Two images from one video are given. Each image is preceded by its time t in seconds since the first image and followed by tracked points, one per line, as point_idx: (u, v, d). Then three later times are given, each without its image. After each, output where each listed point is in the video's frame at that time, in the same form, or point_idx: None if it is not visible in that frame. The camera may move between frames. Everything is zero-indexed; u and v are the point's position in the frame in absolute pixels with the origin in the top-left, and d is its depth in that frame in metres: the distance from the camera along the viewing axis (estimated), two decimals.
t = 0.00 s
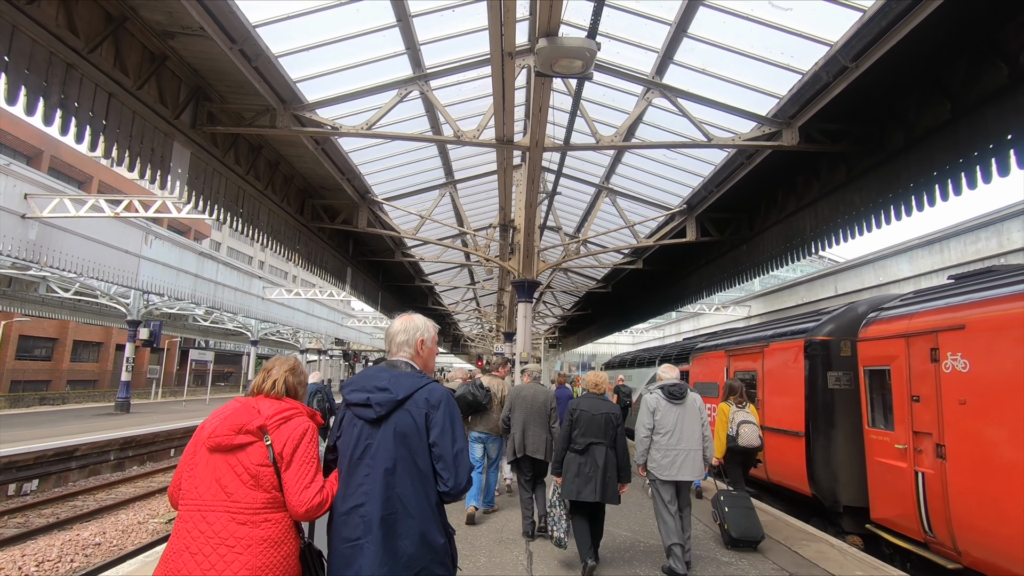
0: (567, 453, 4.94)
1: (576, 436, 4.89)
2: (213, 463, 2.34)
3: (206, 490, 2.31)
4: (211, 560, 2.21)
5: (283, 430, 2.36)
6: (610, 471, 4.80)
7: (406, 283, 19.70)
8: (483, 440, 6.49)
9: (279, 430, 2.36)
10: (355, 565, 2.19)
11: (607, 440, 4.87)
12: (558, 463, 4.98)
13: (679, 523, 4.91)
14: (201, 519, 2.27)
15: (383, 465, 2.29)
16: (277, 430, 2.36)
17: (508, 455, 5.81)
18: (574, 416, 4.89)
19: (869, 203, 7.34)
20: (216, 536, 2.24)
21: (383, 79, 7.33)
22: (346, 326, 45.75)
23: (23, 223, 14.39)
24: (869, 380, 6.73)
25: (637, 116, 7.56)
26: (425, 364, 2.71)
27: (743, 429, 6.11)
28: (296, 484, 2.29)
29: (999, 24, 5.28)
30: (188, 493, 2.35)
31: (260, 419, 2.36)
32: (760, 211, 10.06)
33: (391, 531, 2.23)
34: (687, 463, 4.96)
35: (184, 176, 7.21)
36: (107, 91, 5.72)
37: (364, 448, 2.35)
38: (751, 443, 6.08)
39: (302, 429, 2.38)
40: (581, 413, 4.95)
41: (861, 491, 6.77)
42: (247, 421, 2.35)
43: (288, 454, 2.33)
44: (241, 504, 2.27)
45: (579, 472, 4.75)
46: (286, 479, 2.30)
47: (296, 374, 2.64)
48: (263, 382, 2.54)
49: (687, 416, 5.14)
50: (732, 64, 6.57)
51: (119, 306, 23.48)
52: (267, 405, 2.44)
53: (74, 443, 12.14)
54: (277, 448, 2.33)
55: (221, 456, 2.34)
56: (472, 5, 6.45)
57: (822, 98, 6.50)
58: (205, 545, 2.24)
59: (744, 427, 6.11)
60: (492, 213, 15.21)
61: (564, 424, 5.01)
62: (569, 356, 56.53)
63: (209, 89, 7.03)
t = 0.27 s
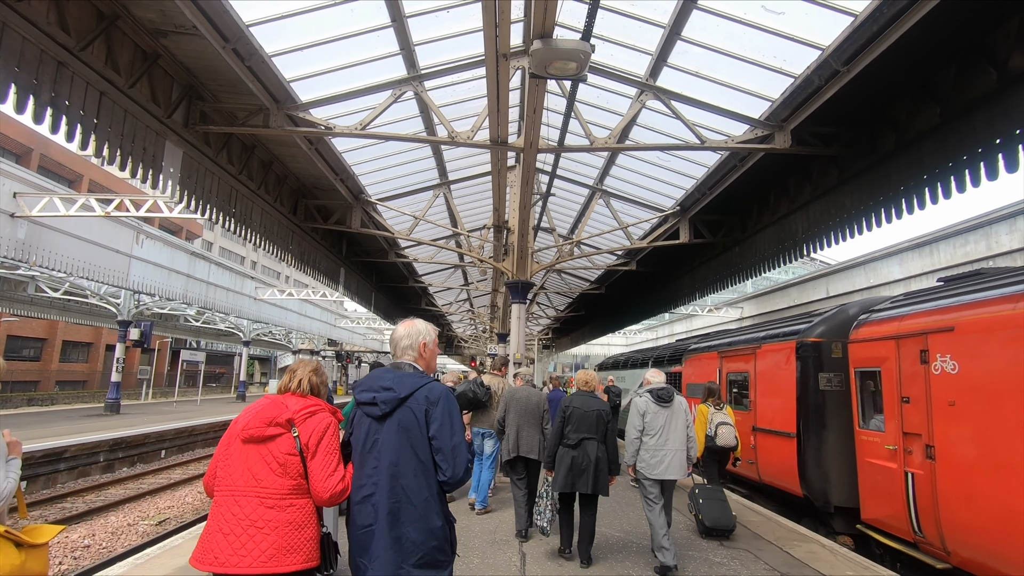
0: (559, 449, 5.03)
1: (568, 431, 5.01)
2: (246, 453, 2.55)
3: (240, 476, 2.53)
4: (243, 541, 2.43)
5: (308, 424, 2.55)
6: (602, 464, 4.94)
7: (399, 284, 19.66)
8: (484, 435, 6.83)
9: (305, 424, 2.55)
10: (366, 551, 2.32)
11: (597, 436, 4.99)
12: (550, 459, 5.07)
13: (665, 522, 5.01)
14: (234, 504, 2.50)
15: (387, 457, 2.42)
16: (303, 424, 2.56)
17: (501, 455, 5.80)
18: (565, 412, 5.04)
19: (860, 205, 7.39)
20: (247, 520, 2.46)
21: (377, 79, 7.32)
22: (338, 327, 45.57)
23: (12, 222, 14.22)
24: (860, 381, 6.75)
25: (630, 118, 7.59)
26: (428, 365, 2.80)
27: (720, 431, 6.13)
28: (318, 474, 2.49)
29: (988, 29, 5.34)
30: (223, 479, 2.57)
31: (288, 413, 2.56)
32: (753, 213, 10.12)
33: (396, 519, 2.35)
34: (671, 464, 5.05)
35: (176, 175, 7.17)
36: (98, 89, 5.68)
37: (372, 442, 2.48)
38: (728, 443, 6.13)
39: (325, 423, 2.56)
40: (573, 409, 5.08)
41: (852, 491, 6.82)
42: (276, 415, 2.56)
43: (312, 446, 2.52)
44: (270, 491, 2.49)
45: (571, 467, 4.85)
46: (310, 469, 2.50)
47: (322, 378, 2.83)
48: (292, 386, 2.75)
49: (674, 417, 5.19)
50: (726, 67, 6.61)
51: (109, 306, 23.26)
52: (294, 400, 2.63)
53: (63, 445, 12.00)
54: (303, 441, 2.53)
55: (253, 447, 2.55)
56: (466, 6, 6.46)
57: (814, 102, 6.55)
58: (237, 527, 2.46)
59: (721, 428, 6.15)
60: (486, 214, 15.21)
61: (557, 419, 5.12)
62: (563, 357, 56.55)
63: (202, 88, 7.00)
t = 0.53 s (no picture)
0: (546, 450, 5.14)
1: (554, 434, 5.12)
2: (265, 449, 2.64)
3: (261, 472, 2.60)
4: (270, 530, 2.50)
5: (321, 418, 2.67)
6: (588, 463, 5.07)
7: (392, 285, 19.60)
8: (483, 437, 6.93)
9: (318, 418, 2.67)
10: (374, 536, 2.51)
11: (583, 436, 5.11)
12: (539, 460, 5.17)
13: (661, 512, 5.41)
14: (258, 498, 2.57)
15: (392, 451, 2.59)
16: (316, 419, 2.68)
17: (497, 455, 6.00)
18: (551, 417, 5.10)
19: (849, 209, 7.46)
20: (272, 509, 2.53)
21: (370, 79, 7.30)
22: (330, 327, 45.37)
23: None
24: (850, 383, 6.80)
25: (624, 120, 7.62)
26: (421, 366, 2.96)
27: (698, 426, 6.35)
28: (335, 462, 2.60)
29: (976, 35, 5.41)
30: (244, 478, 2.64)
31: (301, 411, 2.67)
32: (744, 216, 10.18)
33: (402, 507, 2.53)
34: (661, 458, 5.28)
35: (167, 174, 7.12)
36: (88, 87, 5.63)
37: (376, 438, 2.64)
38: (705, 438, 6.36)
39: (336, 418, 2.69)
40: (557, 411, 5.18)
41: (842, 492, 6.87)
42: (290, 414, 2.67)
43: (326, 438, 2.63)
44: (291, 481, 2.57)
45: (560, 468, 4.98)
46: (327, 457, 2.61)
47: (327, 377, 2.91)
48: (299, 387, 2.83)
49: (662, 415, 5.42)
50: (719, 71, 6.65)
51: (98, 306, 23.02)
52: (305, 401, 2.75)
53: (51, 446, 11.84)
54: (318, 433, 2.64)
55: (270, 443, 2.65)
56: (460, 7, 6.46)
57: (805, 105, 6.60)
58: (263, 517, 2.53)
59: (698, 424, 6.37)
60: (479, 215, 15.21)
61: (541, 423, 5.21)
62: (555, 358, 56.56)
63: (193, 87, 6.95)
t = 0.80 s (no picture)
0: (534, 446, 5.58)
1: (541, 429, 5.61)
2: (278, 440, 2.76)
3: (273, 461, 2.71)
4: (282, 514, 2.60)
5: (331, 411, 2.82)
6: (571, 456, 5.56)
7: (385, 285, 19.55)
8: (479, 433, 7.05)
9: (328, 411, 2.82)
10: (378, 523, 2.73)
11: (566, 431, 5.60)
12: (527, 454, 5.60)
13: (651, 513, 5.37)
14: (271, 485, 2.67)
15: (395, 443, 2.81)
16: (325, 411, 2.81)
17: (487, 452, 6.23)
18: (537, 412, 5.62)
19: (840, 211, 7.52)
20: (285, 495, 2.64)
21: (363, 79, 7.28)
22: (322, 328, 45.16)
23: None
24: (840, 384, 6.85)
25: (617, 122, 7.65)
26: (421, 365, 3.21)
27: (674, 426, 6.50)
28: (344, 451, 2.73)
29: (965, 40, 5.47)
30: (257, 468, 2.75)
31: (312, 405, 2.82)
32: (736, 218, 10.24)
33: (405, 494, 2.76)
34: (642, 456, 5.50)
35: (158, 173, 7.07)
36: (78, 84, 5.58)
37: (381, 431, 2.85)
38: (681, 438, 6.48)
39: (344, 412, 2.85)
40: (544, 408, 5.66)
41: (832, 492, 6.93)
42: (301, 408, 2.80)
43: (335, 429, 2.78)
44: (303, 469, 2.67)
45: (546, 461, 5.44)
46: (337, 447, 2.74)
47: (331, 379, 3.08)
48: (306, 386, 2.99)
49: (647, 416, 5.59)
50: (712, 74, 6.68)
51: (87, 305, 22.78)
52: (314, 397, 2.90)
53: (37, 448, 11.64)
54: (328, 424, 2.78)
55: (283, 434, 2.77)
56: (454, 7, 6.46)
57: (796, 108, 6.65)
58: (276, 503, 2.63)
59: (675, 424, 6.50)
60: (472, 215, 15.21)
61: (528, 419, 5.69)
62: (548, 359, 56.55)
63: (185, 85, 6.91)
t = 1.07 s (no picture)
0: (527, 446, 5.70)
1: (533, 430, 5.80)
2: (300, 441, 3.13)
3: (296, 460, 3.09)
4: (301, 509, 2.97)
5: (349, 416, 3.17)
6: (563, 457, 5.69)
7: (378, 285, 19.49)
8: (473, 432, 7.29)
9: (346, 416, 3.17)
10: (384, 519, 2.99)
11: (558, 432, 5.75)
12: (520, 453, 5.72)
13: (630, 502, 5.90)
14: (292, 481, 3.05)
15: (406, 445, 3.11)
16: (343, 416, 3.16)
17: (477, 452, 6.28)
18: (531, 414, 5.78)
19: (831, 213, 7.57)
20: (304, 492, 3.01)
21: (356, 78, 7.27)
22: (315, 327, 44.95)
23: None
24: (831, 384, 6.89)
25: (611, 123, 7.67)
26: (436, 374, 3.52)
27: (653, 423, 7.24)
28: (358, 454, 3.09)
29: (954, 44, 5.52)
30: (282, 466, 3.14)
31: (331, 410, 3.16)
32: (729, 219, 10.28)
33: (412, 493, 3.03)
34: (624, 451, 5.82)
35: (149, 172, 7.02)
36: (68, 81, 5.53)
37: (392, 434, 3.17)
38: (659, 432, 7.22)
39: (360, 417, 3.19)
40: (537, 410, 5.80)
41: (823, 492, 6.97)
42: (321, 412, 3.16)
43: (351, 433, 3.12)
44: (321, 469, 3.04)
45: (539, 460, 5.57)
46: (351, 450, 3.09)
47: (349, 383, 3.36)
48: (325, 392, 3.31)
49: (627, 413, 5.97)
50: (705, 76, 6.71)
51: (76, 305, 22.54)
52: (333, 402, 3.24)
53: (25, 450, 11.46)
54: (345, 428, 3.13)
55: (304, 435, 3.13)
56: (449, 7, 6.45)
57: (788, 110, 6.69)
58: (296, 499, 3.00)
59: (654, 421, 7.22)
60: (466, 216, 15.19)
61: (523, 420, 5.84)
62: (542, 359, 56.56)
63: (176, 83, 6.87)
